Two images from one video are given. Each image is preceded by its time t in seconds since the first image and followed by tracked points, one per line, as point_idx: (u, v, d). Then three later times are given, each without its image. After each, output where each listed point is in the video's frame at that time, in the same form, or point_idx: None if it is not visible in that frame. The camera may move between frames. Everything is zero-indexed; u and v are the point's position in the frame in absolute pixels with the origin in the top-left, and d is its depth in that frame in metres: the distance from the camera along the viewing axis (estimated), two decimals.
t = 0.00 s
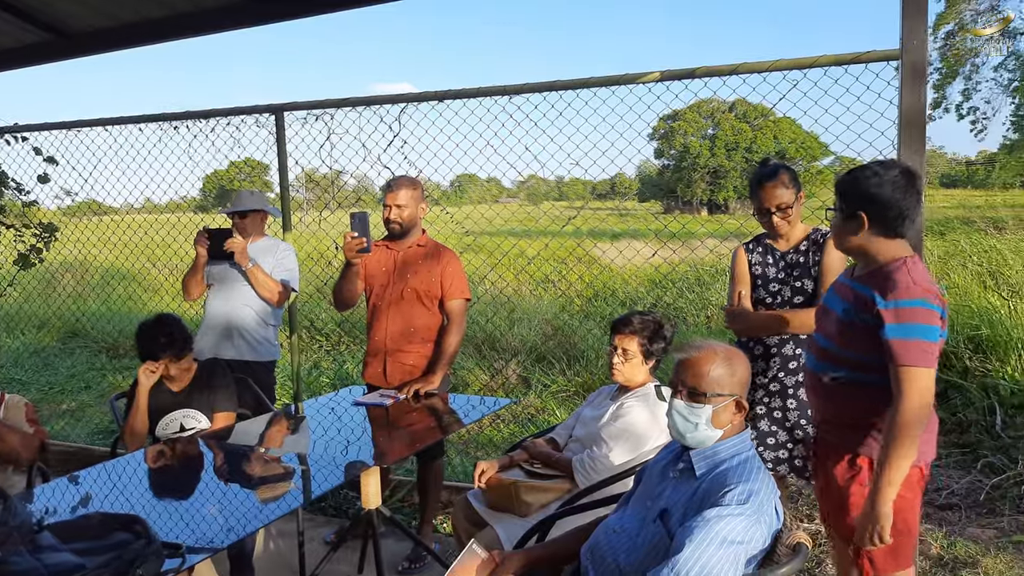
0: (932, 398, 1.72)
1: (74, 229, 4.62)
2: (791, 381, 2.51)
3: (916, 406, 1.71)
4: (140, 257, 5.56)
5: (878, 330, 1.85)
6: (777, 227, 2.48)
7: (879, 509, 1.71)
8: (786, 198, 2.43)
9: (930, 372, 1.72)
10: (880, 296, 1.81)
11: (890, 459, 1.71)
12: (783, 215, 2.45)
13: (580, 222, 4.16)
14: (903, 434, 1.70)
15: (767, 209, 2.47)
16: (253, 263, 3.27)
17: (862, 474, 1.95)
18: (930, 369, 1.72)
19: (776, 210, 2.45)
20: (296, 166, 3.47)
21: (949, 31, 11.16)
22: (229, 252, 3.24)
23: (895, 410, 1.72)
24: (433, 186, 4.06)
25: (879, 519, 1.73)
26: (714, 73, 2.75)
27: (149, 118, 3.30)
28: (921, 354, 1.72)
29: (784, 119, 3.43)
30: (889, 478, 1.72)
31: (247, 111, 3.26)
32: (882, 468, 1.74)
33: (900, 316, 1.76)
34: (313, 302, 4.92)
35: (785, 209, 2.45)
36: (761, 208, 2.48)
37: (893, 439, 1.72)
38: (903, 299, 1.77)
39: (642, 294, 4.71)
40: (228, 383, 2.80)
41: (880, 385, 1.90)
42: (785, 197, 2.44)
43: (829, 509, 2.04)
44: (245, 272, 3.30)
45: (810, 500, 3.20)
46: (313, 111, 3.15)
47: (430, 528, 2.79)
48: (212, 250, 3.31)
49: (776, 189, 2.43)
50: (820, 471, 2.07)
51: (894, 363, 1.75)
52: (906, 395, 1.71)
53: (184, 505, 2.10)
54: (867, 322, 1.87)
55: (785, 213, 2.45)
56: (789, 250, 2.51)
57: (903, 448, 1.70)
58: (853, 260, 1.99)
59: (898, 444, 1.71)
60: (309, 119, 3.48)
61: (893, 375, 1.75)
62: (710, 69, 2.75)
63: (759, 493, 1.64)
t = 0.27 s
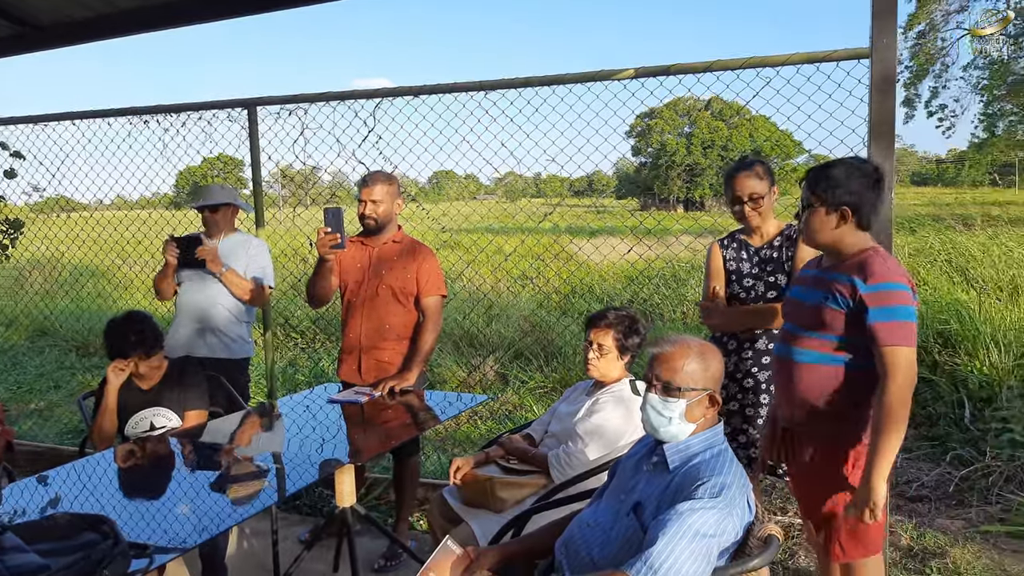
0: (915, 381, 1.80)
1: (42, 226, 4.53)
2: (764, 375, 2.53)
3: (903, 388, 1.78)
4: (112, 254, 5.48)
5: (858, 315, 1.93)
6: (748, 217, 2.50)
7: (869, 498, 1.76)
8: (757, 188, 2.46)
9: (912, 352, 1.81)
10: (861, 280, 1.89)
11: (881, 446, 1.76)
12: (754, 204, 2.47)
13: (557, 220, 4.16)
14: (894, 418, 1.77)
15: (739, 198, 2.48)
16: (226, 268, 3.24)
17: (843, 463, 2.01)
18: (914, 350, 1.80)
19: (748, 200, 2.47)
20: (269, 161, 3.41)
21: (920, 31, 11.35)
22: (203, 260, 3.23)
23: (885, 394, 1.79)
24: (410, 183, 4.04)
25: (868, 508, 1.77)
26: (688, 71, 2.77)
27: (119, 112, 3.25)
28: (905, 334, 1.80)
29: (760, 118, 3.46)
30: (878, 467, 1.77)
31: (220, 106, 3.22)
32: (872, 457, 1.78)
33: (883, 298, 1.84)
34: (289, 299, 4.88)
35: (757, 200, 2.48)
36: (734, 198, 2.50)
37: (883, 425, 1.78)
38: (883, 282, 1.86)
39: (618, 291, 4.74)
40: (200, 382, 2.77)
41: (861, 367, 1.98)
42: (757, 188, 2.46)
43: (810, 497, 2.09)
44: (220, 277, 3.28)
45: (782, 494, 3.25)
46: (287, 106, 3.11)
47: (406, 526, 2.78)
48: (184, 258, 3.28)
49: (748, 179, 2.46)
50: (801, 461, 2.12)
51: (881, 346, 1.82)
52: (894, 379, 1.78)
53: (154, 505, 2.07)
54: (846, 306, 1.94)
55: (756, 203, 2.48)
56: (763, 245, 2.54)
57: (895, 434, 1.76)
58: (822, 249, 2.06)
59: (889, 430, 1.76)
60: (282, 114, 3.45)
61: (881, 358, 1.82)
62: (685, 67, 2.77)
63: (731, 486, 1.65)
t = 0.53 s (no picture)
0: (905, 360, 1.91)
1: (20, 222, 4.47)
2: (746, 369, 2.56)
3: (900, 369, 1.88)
4: (92, 251, 5.41)
5: (842, 305, 1.99)
6: (730, 205, 2.52)
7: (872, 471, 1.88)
8: (740, 175, 2.50)
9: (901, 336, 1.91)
10: (846, 272, 1.96)
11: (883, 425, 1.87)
12: (735, 190, 2.50)
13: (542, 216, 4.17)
14: (893, 398, 1.87)
15: (720, 184, 2.52)
16: (206, 281, 3.20)
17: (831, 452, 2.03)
18: (903, 332, 1.91)
19: (729, 186, 2.51)
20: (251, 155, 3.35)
21: (901, 27, 11.47)
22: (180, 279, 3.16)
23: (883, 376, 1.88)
24: (395, 179, 4.02)
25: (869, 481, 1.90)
26: (671, 67, 2.78)
27: (99, 107, 3.21)
28: (894, 319, 1.90)
29: (743, 114, 3.49)
30: (881, 443, 1.88)
31: (201, 101, 3.18)
32: (875, 435, 1.89)
33: (869, 288, 1.93)
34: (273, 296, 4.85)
35: (738, 187, 2.51)
36: (716, 183, 2.54)
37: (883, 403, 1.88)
38: (868, 272, 1.94)
39: (603, 287, 4.76)
40: (181, 379, 2.75)
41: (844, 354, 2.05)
42: (739, 175, 2.51)
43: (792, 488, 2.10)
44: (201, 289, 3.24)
45: (764, 488, 3.29)
46: (268, 101, 3.08)
47: (391, 523, 2.78)
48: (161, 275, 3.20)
49: (732, 167, 2.50)
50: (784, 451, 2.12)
51: (874, 332, 1.91)
52: (891, 362, 1.87)
53: (135, 503, 2.05)
54: (830, 297, 2.00)
55: (737, 190, 2.50)
56: (746, 240, 2.56)
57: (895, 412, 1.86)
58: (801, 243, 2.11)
59: (889, 410, 1.86)
60: (264, 109, 3.44)
61: (875, 343, 1.90)
62: (668, 62, 2.78)
63: (714, 479, 1.66)
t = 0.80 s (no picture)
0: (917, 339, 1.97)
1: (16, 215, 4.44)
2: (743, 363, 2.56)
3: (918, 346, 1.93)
4: (88, 244, 5.39)
5: (847, 296, 2.00)
6: (729, 192, 2.51)
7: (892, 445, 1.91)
8: (740, 165, 2.50)
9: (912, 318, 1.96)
10: (849, 265, 1.98)
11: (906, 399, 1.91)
12: (734, 179, 2.50)
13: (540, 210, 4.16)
14: (913, 372, 1.91)
15: (721, 173, 2.53)
16: (202, 278, 3.21)
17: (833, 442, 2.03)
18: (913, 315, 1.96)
19: (729, 174, 2.51)
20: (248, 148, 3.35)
21: (899, 20, 11.45)
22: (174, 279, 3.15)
23: (905, 353, 1.92)
24: (392, 173, 4.01)
25: (885, 454, 1.93)
26: (669, 59, 2.77)
27: (94, 99, 3.19)
28: (904, 302, 1.94)
29: (740, 107, 3.48)
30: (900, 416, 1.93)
31: (197, 93, 3.17)
32: (896, 408, 1.93)
33: (874, 276, 1.97)
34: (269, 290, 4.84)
35: (737, 176, 2.51)
36: (716, 172, 2.55)
37: (904, 378, 1.92)
38: (870, 262, 1.97)
39: (601, 281, 4.76)
40: (178, 372, 2.74)
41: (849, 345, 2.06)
42: (740, 165, 2.51)
43: (792, 479, 2.08)
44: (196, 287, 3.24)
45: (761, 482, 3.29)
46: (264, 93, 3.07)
47: (389, 516, 2.78)
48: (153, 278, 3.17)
49: (735, 157, 2.52)
50: (784, 442, 2.10)
51: (888, 318, 1.94)
52: (911, 339, 1.92)
53: (132, 497, 2.04)
54: (834, 289, 2.01)
55: (736, 178, 2.50)
56: (746, 233, 2.56)
57: (916, 385, 1.90)
58: (798, 240, 2.12)
59: (911, 384, 1.91)
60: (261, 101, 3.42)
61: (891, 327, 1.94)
62: (666, 55, 2.77)
63: (712, 471, 1.66)
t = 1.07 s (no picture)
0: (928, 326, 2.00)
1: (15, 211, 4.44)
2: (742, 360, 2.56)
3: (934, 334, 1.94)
4: (87, 240, 5.38)
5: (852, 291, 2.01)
6: (731, 186, 2.50)
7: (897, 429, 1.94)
8: (743, 160, 2.49)
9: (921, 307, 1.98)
10: (854, 261, 1.98)
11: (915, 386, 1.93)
12: (736, 173, 2.49)
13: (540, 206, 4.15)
14: (925, 362, 1.93)
15: (723, 168, 2.52)
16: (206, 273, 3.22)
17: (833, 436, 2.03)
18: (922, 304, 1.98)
19: (731, 169, 2.50)
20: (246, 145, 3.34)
21: (900, 15, 11.42)
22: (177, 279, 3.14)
23: (918, 338, 1.93)
24: (392, 169, 4.00)
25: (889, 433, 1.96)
26: (670, 55, 2.76)
27: (93, 95, 3.18)
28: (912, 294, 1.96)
29: (741, 104, 3.48)
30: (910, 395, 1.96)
31: (196, 88, 3.16)
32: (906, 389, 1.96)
33: (880, 270, 1.98)
34: (270, 286, 4.83)
35: (739, 170, 2.50)
36: (718, 168, 2.54)
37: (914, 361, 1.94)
38: (875, 257, 1.98)
39: (601, 277, 4.75)
40: (178, 369, 2.74)
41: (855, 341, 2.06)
42: (742, 159, 2.50)
43: (793, 476, 2.08)
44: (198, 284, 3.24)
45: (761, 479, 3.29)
46: (264, 89, 3.05)
47: (389, 513, 2.78)
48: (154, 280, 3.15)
49: (741, 153, 2.51)
50: (785, 439, 2.09)
51: (899, 308, 1.95)
52: (922, 326, 1.94)
53: (132, 492, 2.05)
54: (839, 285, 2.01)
55: (738, 173, 2.50)
56: (747, 230, 2.55)
57: (928, 373, 1.93)
58: (799, 237, 2.12)
59: (922, 366, 1.93)
60: (261, 97, 3.42)
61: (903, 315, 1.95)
62: (667, 51, 2.76)
63: (713, 467, 1.66)
